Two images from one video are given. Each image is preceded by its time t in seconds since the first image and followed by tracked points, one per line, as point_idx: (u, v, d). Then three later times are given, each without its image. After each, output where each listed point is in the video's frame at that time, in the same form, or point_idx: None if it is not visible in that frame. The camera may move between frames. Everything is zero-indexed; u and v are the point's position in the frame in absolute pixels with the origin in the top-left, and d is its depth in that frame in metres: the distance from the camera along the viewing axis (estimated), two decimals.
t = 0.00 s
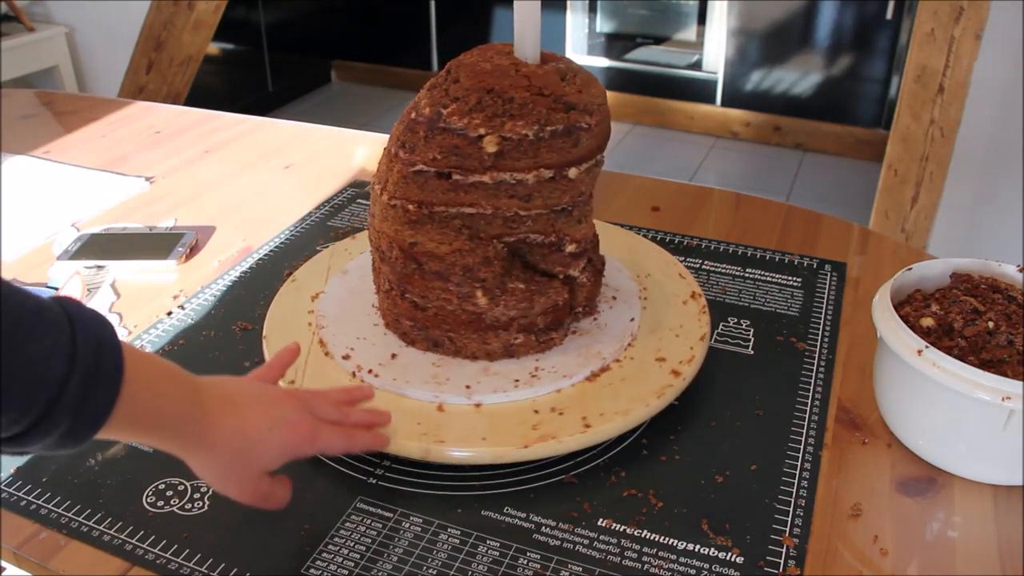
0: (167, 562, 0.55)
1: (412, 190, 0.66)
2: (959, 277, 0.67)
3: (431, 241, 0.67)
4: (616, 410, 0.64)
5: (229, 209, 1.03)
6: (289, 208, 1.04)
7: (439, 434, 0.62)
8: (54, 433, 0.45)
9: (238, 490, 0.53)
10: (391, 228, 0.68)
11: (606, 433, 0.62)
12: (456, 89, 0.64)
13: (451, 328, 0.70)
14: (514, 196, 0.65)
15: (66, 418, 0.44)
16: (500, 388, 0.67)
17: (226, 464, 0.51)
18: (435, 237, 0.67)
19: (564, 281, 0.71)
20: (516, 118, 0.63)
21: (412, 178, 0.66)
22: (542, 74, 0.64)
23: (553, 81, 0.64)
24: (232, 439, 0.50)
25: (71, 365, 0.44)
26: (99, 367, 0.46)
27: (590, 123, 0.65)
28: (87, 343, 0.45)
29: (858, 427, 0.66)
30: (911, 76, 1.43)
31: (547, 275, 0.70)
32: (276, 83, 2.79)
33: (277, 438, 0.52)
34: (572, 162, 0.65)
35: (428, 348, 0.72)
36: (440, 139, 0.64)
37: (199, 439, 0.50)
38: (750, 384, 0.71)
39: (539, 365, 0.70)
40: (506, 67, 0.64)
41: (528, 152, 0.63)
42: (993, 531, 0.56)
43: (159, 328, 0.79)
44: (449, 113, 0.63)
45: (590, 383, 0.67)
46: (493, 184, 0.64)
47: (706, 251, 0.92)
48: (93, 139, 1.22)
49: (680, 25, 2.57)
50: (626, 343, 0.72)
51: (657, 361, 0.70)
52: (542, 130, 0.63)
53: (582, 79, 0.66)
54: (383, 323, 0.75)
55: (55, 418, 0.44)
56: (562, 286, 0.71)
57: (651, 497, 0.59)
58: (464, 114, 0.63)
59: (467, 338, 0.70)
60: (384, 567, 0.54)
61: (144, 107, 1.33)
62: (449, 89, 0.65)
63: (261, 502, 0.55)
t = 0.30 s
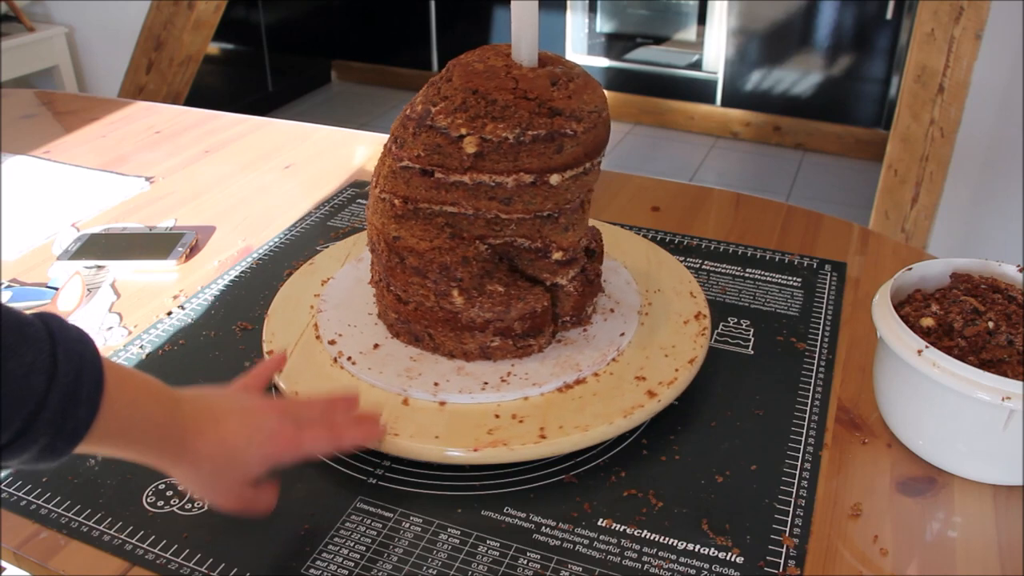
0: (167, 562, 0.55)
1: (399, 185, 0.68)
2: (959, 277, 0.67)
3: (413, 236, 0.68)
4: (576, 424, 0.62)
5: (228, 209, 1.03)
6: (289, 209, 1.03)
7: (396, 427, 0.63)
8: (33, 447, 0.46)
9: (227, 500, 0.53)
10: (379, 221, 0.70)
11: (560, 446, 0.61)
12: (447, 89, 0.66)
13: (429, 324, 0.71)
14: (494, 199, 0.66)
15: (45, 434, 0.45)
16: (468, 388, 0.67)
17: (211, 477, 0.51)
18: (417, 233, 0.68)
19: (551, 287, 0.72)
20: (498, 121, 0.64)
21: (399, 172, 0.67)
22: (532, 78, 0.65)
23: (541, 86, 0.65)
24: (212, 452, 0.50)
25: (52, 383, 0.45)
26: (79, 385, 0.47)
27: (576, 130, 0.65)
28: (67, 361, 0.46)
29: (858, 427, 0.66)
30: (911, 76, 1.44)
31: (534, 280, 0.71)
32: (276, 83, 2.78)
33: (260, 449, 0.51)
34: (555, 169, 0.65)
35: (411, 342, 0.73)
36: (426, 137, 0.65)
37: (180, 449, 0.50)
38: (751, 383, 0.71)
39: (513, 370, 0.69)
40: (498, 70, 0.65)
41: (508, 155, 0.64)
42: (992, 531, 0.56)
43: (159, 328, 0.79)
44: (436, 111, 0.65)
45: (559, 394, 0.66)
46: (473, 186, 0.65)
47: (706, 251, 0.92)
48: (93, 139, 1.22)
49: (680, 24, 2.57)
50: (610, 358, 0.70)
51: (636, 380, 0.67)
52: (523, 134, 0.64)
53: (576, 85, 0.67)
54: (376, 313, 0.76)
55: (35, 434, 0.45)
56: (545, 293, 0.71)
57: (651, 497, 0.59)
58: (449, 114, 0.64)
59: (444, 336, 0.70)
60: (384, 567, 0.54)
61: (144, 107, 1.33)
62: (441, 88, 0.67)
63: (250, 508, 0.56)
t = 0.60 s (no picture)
0: (167, 562, 0.55)
1: (394, 182, 0.69)
2: (959, 277, 0.67)
3: (406, 233, 0.69)
4: (554, 429, 0.62)
5: (229, 209, 1.03)
6: (289, 209, 1.03)
7: (376, 421, 0.64)
8: (89, 368, 0.47)
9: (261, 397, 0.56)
10: (375, 217, 0.71)
11: (535, 451, 0.61)
12: (443, 89, 0.67)
13: (419, 322, 0.71)
14: (484, 200, 0.66)
15: (100, 354, 0.47)
16: (451, 387, 0.67)
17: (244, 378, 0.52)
18: (410, 231, 0.69)
19: (544, 290, 0.72)
20: (488, 122, 0.64)
21: (393, 170, 0.69)
22: (526, 79, 0.65)
23: (534, 88, 0.65)
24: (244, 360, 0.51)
25: (102, 309, 0.46)
26: (127, 306, 0.47)
27: (567, 134, 0.65)
28: (114, 285, 0.47)
29: (858, 427, 0.66)
30: (911, 76, 1.44)
31: (529, 283, 0.72)
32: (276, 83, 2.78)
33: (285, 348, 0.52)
34: (545, 171, 0.65)
35: (403, 339, 0.73)
36: (419, 136, 0.66)
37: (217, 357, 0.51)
38: (751, 383, 0.71)
39: (500, 372, 0.70)
40: (493, 71, 0.66)
41: (497, 156, 0.64)
42: (992, 531, 0.56)
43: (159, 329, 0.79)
44: (429, 110, 0.66)
45: (542, 399, 0.66)
46: (463, 185, 0.66)
47: (706, 251, 0.92)
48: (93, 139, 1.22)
49: (680, 24, 2.56)
50: (598, 365, 0.70)
51: (623, 388, 0.67)
52: (513, 135, 0.64)
53: (572, 88, 0.67)
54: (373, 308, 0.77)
55: (91, 355, 0.46)
56: (535, 295, 0.71)
57: (651, 497, 0.59)
58: (441, 113, 0.65)
59: (434, 334, 0.71)
60: (384, 567, 0.54)
61: (144, 108, 1.33)
62: (438, 87, 0.68)
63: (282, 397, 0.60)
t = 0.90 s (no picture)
0: (167, 562, 0.55)
1: (390, 179, 0.69)
2: (960, 277, 0.67)
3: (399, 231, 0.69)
4: (535, 433, 0.62)
5: (229, 209, 1.03)
6: (289, 209, 1.03)
7: (360, 416, 0.65)
8: (132, 340, 0.48)
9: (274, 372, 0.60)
10: (372, 214, 0.72)
11: (513, 454, 0.61)
12: (439, 88, 0.67)
13: (412, 319, 0.72)
14: (475, 200, 0.66)
15: (143, 325, 0.47)
16: (438, 386, 0.67)
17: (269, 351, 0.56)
18: (404, 228, 0.69)
19: (536, 292, 0.72)
20: (480, 122, 0.64)
21: (390, 167, 0.69)
22: (520, 81, 0.65)
23: (527, 89, 0.65)
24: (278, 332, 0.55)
25: (147, 279, 0.47)
26: (170, 279, 0.48)
27: (559, 136, 0.65)
28: (157, 257, 0.47)
29: (858, 427, 0.66)
30: (911, 76, 1.44)
31: (522, 284, 0.72)
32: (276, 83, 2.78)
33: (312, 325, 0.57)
34: (535, 174, 0.65)
35: (397, 334, 0.74)
36: (413, 135, 0.66)
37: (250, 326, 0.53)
38: (751, 383, 0.71)
39: (487, 372, 0.70)
40: (489, 71, 0.66)
41: (487, 157, 0.64)
42: (992, 531, 0.56)
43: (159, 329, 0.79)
44: (424, 109, 0.66)
45: (527, 401, 0.66)
46: (454, 185, 0.66)
47: (706, 251, 0.92)
48: (93, 139, 1.22)
49: (680, 24, 2.56)
50: (588, 371, 0.69)
51: (610, 395, 0.66)
52: (503, 137, 0.64)
53: (567, 91, 0.66)
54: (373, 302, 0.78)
55: (134, 326, 0.47)
56: (526, 297, 0.71)
57: (651, 497, 0.59)
58: (435, 113, 0.65)
59: (426, 332, 0.71)
60: (384, 567, 0.54)
61: (144, 108, 1.33)
62: (435, 87, 0.68)
63: (287, 381, 0.63)
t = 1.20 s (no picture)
0: (167, 562, 0.55)
1: (388, 178, 0.69)
2: (960, 277, 0.67)
3: (396, 230, 0.69)
4: (525, 435, 0.62)
5: (229, 209, 1.03)
6: (289, 209, 1.03)
7: (353, 414, 0.65)
8: (136, 338, 0.48)
9: (278, 374, 0.60)
10: (371, 212, 0.72)
11: (503, 454, 0.61)
12: (437, 87, 0.67)
13: (408, 317, 0.72)
14: (471, 201, 0.66)
15: (152, 323, 0.47)
16: (431, 385, 0.68)
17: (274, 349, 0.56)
18: (400, 227, 0.69)
19: (531, 292, 0.72)
20: (476, 122, 0.64)
21: (388, 166, 0.69)
22: (517, 82, 0.65)
23: (524, 90, 0.65)
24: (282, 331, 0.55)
25: (155, 277, 0.47)
26: (178, 277, 0.48)
27: (554, 137, 0.65)
28: (165, 256, 0.48)
29: (858, 427, 0.66)
30: (911, 76, 1.44)
31: (517, 285, 0.72)
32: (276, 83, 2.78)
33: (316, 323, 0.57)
34: (530, 175, 0.65)
35: (394, 333, 0.74)
36: (411, 134, 0.66)
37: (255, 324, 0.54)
38: (751, 384, 0.71)
39: (481, 372, 0.70)
40: (486, 71, 0.66)
41: (483, 157, 0.64)
42: (992, 532, 0.56)
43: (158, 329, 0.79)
44: (422, 108, 0.66)
45: (520, 402, 0.66)
46: (450, 185, 0.66)
47: (706, 251, 0.92)
48: (92, 139, 1.22)
49: (680, 24, 2.56)
50: (582, 373, 0.69)
51: (603, 398, 0.66)
52: (498, 137, 0.64)
53: (563, 92, 0.66)
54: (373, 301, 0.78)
55: (143, 324, 0.47)
56: (522, 298, 0.71)
57: (651, 497, 0.59)
58: (432, 113, 0.65)
59: (421, 331, 0.71)
60: (384, 567, 0.54)
61: (144, 108, 1.33)
62: (434, 86, 0.68)
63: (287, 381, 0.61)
